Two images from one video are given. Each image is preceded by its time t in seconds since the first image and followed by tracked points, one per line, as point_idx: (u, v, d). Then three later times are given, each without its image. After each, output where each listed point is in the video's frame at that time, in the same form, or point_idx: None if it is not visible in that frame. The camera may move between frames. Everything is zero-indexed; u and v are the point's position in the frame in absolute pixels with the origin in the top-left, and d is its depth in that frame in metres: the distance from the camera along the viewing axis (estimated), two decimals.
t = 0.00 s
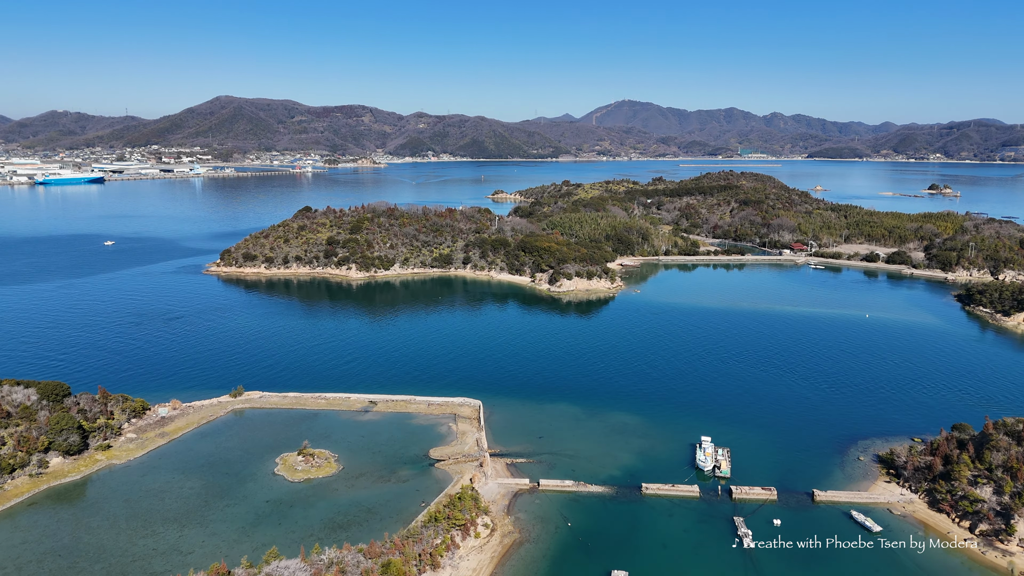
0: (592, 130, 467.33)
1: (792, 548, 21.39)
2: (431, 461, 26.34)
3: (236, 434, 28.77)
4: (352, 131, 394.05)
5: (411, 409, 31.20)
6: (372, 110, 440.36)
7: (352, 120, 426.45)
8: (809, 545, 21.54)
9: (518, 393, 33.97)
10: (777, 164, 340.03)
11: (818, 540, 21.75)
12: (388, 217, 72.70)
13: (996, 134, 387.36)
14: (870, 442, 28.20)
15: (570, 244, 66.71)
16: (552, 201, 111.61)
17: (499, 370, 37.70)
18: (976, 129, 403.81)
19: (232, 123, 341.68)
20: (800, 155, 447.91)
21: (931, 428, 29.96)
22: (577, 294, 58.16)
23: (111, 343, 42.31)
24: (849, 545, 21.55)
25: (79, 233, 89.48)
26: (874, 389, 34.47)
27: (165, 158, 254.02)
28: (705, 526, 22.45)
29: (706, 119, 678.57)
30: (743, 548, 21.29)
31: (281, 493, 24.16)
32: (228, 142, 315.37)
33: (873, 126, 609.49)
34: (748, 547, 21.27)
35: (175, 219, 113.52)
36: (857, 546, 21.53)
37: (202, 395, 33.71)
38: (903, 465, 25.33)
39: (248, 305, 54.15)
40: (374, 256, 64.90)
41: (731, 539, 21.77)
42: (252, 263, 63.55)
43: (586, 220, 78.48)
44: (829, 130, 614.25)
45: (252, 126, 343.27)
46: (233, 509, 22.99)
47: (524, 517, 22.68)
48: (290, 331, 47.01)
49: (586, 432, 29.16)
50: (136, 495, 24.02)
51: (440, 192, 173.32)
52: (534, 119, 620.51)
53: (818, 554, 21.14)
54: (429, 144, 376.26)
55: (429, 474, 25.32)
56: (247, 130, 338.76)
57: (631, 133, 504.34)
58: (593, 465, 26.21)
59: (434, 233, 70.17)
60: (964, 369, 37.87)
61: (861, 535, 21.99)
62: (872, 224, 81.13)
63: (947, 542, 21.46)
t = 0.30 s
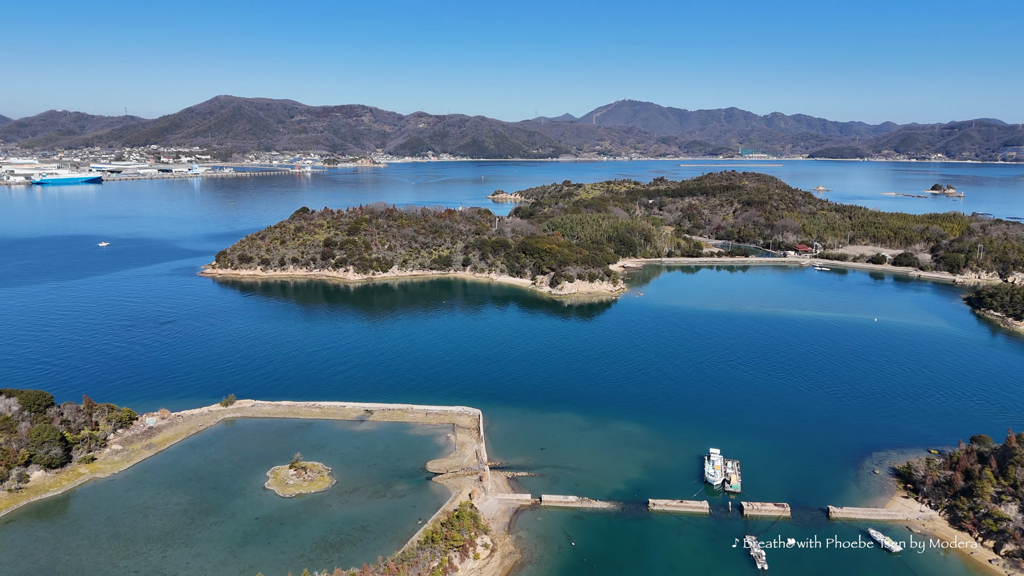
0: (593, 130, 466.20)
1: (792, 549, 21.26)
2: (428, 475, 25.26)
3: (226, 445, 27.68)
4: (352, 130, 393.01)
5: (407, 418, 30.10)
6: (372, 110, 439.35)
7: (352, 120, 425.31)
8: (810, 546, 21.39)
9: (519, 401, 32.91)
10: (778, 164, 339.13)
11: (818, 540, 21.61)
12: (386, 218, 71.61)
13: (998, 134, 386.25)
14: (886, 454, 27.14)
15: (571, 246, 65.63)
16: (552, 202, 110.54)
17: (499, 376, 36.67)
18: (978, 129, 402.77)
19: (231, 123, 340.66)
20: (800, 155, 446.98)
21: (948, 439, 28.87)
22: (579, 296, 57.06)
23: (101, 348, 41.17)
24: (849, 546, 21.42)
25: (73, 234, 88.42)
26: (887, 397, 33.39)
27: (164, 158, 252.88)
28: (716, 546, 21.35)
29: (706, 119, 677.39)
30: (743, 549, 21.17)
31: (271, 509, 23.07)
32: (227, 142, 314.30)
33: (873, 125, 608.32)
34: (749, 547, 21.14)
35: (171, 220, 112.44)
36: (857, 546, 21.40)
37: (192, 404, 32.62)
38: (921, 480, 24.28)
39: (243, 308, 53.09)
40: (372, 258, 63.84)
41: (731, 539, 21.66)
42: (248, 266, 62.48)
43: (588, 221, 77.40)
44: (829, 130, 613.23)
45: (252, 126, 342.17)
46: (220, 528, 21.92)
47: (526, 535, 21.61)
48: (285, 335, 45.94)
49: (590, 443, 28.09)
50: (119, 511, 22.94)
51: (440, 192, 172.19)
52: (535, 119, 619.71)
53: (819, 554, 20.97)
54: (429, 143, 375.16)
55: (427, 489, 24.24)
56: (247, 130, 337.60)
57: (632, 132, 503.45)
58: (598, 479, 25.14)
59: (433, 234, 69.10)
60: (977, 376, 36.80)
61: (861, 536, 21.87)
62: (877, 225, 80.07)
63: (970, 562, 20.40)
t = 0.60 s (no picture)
0: (593, 130, 465.26)
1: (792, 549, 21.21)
2: (425, 490, 24.17)
3: (215, 458, 26.59)
4: (352, 130, 392.03)
5: (404, 429, 29.03)
6: (372, 110, 438.38)
7: (351, 120, 424.30)
8: (810, 546, 21.35)
9: (519, 410, 31.83)
10: (778, 165, 338.24)
11: (818, 540, 21.57)
12: (384, 219, 70.53)
13: (999, 134, 385.43)
14: (902, 468, 26.08)
15: (572, 247, 64.54)
16: (552, 202, 109.41)
17: (498, 384, 35.62)
18: (979, 129, 401.96)
19: (230, 123, 339.60)
20: (801, 155, 445.84)
21: (965, 450, 27.80)
22: (580, 300, 55.98)
23: (89, 354, 40.07)
24: (849, 545, 21.38)
25: (67, 235, 87.26)
26: (900, 405, 32.31)
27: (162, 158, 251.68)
28: (727, 567, 20.31)
29: (706, 119, 676.55)
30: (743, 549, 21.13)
31: (260, 527, 22.02)
32: (226, 142, 313.07)
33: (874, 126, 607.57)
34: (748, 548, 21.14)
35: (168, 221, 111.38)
36: (857, 546, 21.35)
37: (182, 414, 31.54)
38: (941, 496, 23.21)
39: (237, 312, 52.00)
40: (369, 260, 62.74)
41: (731, 539, 21.62)
42: (243, 268, 61.39)
43: (589, 222, 76.33)
44: (830, 130, 612.33)
45: (251, 126, 341.10)
46: (206, 548, 20.84)
47: (527, 556, 20.57)
48: (280, 340, 44.85)
49: (593, 455, 27.03)
50: (101, 530, 21.85)
51: (439, 192, 171.20)
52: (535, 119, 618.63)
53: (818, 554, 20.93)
54: (429, 143, 374.09)
55: (423, 505, 23.18)
56: (246, 130, 336.51)
57: (632, 131, 502.71)
58: (602, 494, 24.10)
59: (432, 236, 68.01)
60: (993, 383, 35.69)
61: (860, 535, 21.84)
62: (882, 226, 78.99)
63: None
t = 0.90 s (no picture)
0: (593, 130, 464.32)
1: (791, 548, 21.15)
2: (422, 506, 23.11)
3: (203, 471, 25.51)
4: (351, 131, 390.93)
5: (401, 440, 27.94)
6: (372, 110, 437.23)
7: (351, 120, 422.79)
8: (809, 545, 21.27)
9: (521, 419, 30.76)
10: (779, 165, 337.47)
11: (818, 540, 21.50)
12: (382, 221, 69.43)
13: (1000, 134, 384.63)
14: (919, 481, 25.10)
15: (574, 249, 63.45)
16: (553, 202, 108.32)
17: (499, 392, 34.51)
18: (980, 129, 401.16)
19: (229, 123, 338.42)
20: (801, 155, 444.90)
21: (984, 463, 26.77)
22: (582, 303, 54.87)
23: (78, 360, 38.94)
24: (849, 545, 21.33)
25: (61, 236, 86.15)
26: (914, 414, 31.32)
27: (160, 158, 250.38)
28: None
29: (707, 119, 675.61)
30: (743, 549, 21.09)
31: (248, 547, 20.95)
32: (224, 142, 311.77)
33: (874, 126, 606.81)
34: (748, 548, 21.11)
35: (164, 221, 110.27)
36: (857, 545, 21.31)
37: (171, 424, 30.42)
38: (963, 513, 22.12)
39: (232, 315, 50.90)
40: (367, 262, 61.67)
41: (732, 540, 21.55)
42: (239, 270, 60.27)
43: (590, 223, 75.28)
44: (830, 130, 611.34)
45: (250, 126, 339.95)
46: (191, 571, 19.77)
47: None
48: (274, 345, 43.73)
49: (598, 469, 25.98)
50: (80, 550, 20.76)
51: (438, 192, 170.21)
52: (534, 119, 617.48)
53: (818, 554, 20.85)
54: (428, 143, 372.95)
55: (420, 523, 22.11)
56: (245, 130, 335.46)
57: (632, 131, 501.96)
58: (607, 510, 23.06)
59: (431, 237, 66.93)
60: (1008, 391, 34.67)
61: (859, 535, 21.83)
62: (888, 227, 77.96)
63: None
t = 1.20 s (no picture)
0: (593, 130, 463.21)
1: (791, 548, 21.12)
2: (418, 524, 22.06)
3: (191, 485, 24.48)
4: (351, 130, 389.89)
5: (397, 451, 26.89)
6: (371, 110, 436.18)
7: (351, 120, 421.51)
8: (809, 545, 21.25)
9: (522, 429, 29.68)
10: (780, 165, 336.31)
11: (818, 541, 21.52)
12: (380, 222, 68.39)
13: (1001, 134, 383.37)
14: (938, 496, 24.04)
15: (575, 251, 62.40)
16: (554, 203, 107.28)
17: (499, 400, 33.42)
18: (981, 129, 399.86)
19: (228, 123, 337.25)
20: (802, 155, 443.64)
21: (1005, 475, 25.72)
22: (584, 306, 53.78)
23: (66, 366, 37.88)
24: (849, 545, 21.33)
25: (56, 237, 85.16)
26: (929, 424, 30.27)
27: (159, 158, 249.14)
28: None
29: (707, 119, 674.36)
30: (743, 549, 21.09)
31: (236, 567, 19.93)
32: (224, 142, 310.68)
33: (875, 126, 605.50)
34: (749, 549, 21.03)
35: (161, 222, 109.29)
36: (857, 546, 21.32)
37: (159, 435, 29.36)
38: (986, 532, 21.13)
39: (226, 319, 49.83)
40: (365, 265, 60.62)
41: (732, 540, 21.54)
42: (234, 272, 59.23)
43: (592, 224, 74.24)
44: (831, 130, 609.87)
45: (249, 126, 338.85)
46: None
47: None
48: (268, 350, 42.69)
49: (602, 483, 24.91)
50: (60, 571, 19.69)
51: (438, 192, 169.19)
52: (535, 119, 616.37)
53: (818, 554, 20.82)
54: (428, 143, 371.76)
55: (416, 542, 21.07)
56: (244, 130, 334.42)
57: (633, 131, 500.86)
58: (613, 528, 21.99)
59: (430, 239, 65.88)
60: None
61: (860, 535, 21.82)
62: (894, 228, 76.90)
63: None
